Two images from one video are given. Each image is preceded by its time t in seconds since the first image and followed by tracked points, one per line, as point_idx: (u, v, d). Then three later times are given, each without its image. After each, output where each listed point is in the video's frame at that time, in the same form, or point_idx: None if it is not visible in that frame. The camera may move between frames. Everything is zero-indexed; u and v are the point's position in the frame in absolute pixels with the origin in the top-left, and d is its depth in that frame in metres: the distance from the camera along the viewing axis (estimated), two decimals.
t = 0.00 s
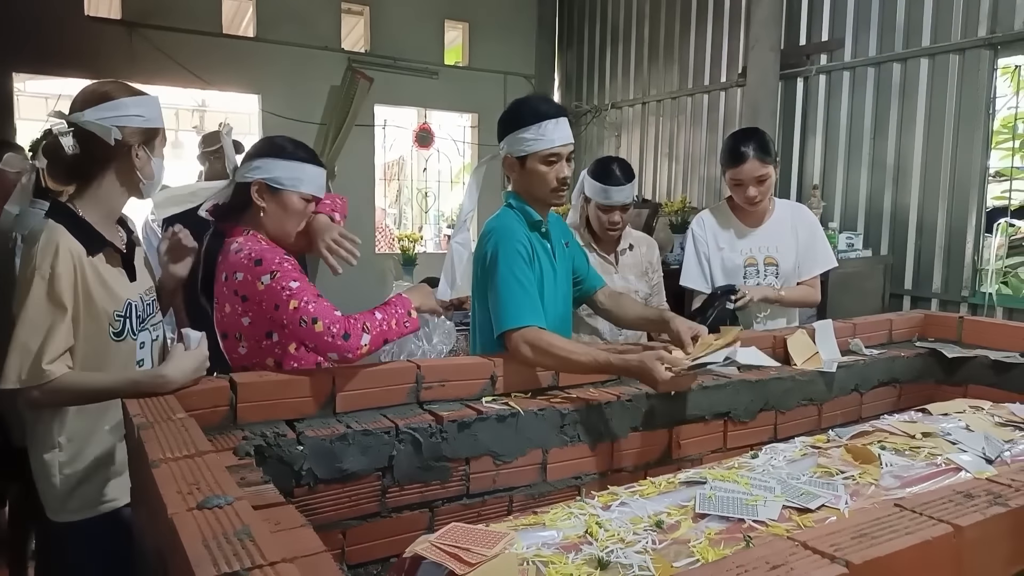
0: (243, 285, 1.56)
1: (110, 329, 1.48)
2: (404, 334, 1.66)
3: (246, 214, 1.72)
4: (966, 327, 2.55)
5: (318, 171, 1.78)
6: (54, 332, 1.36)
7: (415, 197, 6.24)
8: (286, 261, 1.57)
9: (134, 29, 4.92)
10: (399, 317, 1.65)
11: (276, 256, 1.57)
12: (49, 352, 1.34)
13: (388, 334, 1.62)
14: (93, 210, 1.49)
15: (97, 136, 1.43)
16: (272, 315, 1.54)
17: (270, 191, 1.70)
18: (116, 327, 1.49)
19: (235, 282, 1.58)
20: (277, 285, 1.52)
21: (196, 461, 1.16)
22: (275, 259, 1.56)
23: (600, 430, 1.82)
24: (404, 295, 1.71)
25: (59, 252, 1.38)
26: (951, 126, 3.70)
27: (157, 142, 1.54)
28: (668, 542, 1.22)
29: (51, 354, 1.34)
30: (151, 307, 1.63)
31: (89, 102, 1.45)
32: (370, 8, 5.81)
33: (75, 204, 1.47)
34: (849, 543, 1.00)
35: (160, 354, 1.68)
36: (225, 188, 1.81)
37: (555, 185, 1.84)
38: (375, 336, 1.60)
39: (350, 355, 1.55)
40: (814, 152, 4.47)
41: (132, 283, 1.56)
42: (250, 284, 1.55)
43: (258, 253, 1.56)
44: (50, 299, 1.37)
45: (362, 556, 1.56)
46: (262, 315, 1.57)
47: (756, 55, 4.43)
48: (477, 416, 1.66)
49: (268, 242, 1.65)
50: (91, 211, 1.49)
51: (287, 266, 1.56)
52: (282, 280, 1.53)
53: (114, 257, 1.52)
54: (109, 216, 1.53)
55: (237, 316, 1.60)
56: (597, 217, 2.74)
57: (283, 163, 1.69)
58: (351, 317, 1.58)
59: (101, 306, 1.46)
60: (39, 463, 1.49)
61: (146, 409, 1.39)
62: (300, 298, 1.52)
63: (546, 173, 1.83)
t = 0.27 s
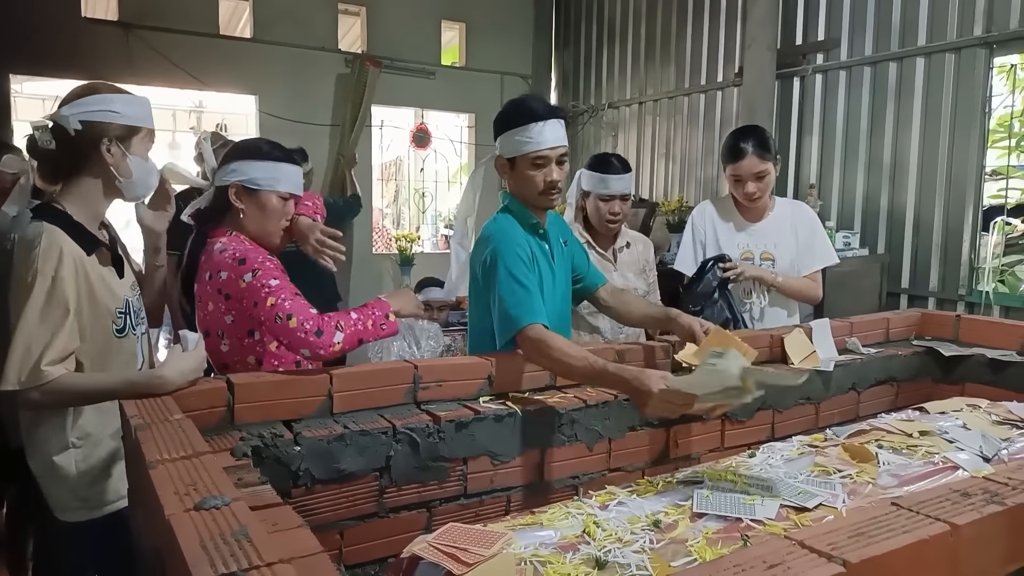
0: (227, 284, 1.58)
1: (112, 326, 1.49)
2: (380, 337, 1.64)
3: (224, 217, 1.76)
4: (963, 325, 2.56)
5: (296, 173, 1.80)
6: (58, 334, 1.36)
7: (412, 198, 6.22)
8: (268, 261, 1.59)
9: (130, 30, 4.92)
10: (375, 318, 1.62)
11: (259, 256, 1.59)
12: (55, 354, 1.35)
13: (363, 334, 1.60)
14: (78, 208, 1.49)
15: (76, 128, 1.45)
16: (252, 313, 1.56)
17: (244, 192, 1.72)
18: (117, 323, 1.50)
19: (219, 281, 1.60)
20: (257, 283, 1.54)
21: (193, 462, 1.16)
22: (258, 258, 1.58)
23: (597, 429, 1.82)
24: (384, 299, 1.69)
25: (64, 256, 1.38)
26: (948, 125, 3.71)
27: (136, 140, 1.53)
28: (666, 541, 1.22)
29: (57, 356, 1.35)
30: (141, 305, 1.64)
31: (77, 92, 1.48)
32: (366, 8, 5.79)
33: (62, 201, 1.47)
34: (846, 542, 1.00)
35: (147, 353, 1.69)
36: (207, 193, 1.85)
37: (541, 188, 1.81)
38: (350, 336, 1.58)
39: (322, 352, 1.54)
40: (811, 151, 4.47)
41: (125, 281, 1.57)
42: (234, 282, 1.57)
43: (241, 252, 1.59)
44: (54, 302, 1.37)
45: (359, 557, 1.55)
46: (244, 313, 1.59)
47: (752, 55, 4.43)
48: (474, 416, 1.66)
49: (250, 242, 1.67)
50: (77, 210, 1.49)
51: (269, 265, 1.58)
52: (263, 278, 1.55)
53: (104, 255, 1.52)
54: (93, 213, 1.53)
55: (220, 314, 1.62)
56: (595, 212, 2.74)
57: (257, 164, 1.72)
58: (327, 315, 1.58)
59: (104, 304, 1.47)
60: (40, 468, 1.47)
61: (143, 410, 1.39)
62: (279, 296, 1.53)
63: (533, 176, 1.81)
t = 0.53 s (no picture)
0: (199, 278, 1.61)
1: (102, 326, 1.49)
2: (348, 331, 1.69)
3: (204, 216, 1.78)
4: (959, 325, 2.57)
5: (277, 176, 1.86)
6: (48, 338, 1.34)
7: (409, 200, 6.14)
8: (243, 259, 1.64)
9: (126, 33, 4.91)
10: (344, 314, 1.66)
11: (234, 254, 1.63)
12: (48, 358, 1.33)
13: (332, 329, 1.65)
14: (59, 209, 1.47)
15: (58, 126, 1.45)
16: (222, 309, 1.60)
17: (230, 196, 1.78)
18: (107, 325, 1.51)
19: (190, 274, 1.63)
20: (231, 280, 1.59)
21: (190, 464, 1.16)
22: (233, 256, 1.62)
23: (595, 430, 1.83)
24: (356, 294, 1.72)
25: (49, 256, 1.37)
26: (943, 125, 3.72)
27: (112, 139, 1.49)
28: (663, 542, 1.22)
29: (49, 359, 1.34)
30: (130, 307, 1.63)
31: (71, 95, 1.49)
32: (362, 11, 5.79)
33: (43, 202, 1.45)
34: (842, 541, 1.00)
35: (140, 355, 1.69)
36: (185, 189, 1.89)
37: (540, 190, 1.78)
38: (318, 331, 1.64)
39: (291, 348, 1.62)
40: (806, 152, 4.48)
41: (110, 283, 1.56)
42: (206, 277, 1.61)
43: (216, 249, 1.63)
44: (41, 304, 1.36)
45: (357, 559, 1.55)
46: (214, 308, 1.63)
47: (748, 56, 4.43)
48: (472, 418, 1.66)
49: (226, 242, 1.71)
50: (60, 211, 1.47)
51: (244, 263, 1.62)
52: (236, 275, 1.59)
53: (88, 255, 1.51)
54: (76, 218, 1.51)
55: (189, 308, 1.65)
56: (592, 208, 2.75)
57: (243, 169, 1.77)
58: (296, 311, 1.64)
59: (91, 305, 1.46)
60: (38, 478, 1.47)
61: (140, 413, 1.38)
62: (250, 293, 1.58)
63: (532, 179, 1.79)
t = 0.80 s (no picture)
0: (177, 282, 1.60)
1: (95, 328, 1.48)
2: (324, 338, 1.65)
3: (190, 218, 1.76)
4: (958, 325, 2.57)
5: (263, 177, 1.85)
6: (42, 339, 1.33)
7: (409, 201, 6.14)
8: (221, 265, 1.60)
9: (124, 35, 4.91)
10: (319, 322, 1.63)
11: (213, 259, 1.60)
12: (41, 358, 1.32)
13: (307, 337, 1.61)
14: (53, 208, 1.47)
15: (57, 126, 1.46)
16: (198, 315, 1.59)
17: (221, 198, 1.77)
18: (98, 326, 1.49)
19: (169, 278, 1.62)
20: (206, 286, 1.56)
21: (190, 465, 1.15)
22: (211, 261, 1.59)
23: (594, 430, 1.83)
24: (331, 301, 1.69)
25: (35, 253, 1.35)
26: (942, 124, 3.72)
27: (106, 142, 1.47)
28: (662, 542, 1.22)
29: (42, 359, 1.32)
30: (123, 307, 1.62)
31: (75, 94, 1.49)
32: (361, 12, 5.79)
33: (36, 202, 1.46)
34: (841, 541, 1.00)
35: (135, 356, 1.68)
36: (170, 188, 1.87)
37: (549, 195, 1.75)
38: (291, 341, 1.59)
39: (262, 359, 1.55)
40: (806, 151, 4.48)
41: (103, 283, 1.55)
42: (183, 281, 1.59)
43: (194, 253, 1.60)
44: (31, 303, 1.34)
45: (356, 560, 1.55)
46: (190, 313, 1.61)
47: (747, 56, 4.43)
48: (472, 418, 1.66)
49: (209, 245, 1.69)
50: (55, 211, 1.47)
51: (221, 269, 1.59)
52: (212, 282, 1.56)
53: (82, 255, 1.51)
54: (68, 218, 1.51)
55: (167, 311, 1.65)
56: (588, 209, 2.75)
57: (234, 171, 1.77)
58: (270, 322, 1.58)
59: (83, 305, 1.44)
60: (34, 487, 1.48)
61: (140, 414, 1.38)
62: (225, 301, 1.54)
63: (541, 183, 1.75)
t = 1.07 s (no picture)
0: (166, 284, 1.60)
1: (100, 326, 1.48)
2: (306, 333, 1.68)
3: (187, 216, 1.76)
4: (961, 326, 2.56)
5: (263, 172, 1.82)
6: (45, 338, 1.33)
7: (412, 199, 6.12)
8: (209, 266, 1.60)
9: (127, 33, 4.91)
10: (301, 316, 1.67)
11: (201, 261, 1.59)
12: (44, 358, 1.32)
13: (285, 336, 1.64)
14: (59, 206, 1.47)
15: (64, 125, 1.46)
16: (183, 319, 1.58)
17: (210, 193, 1.76)
18: (104, 324, 1.49)
19: (161, 279, 1.62)
20: (190, 290, 1.56)
21: (192, 463, 1.15)
22: (198, 263, 1.59)
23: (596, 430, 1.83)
24: (314, 292, 1.73)
25: (41, 251, 1.34)
26: (947, 123, 3.71)
27: (116, 141, 1.48)
28: (664, 542, 1.22)
29: (45, 358, 1.33)
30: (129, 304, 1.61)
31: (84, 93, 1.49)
32: (364, 10, 5.79)
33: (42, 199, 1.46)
34: (845, 542, 1.00)
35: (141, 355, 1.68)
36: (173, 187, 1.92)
37: (558, 197, 1.74)
38: (268, 342, 1.61)
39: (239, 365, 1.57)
40: (809, 151, 4.48)
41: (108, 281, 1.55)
42: (171, 283, 1.59)
43: (184, 253, 1.60)
44: (34, 300, 1.34)
45: (358, 559, 1.55)
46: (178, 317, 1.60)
47: (750, 55, 4.42)
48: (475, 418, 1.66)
49: (207, 245, 1.68)
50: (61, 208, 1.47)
51: (207, 271, 1.58)
52: (195, 286, 1.56)
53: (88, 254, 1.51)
54: (75, 217, 1.51)
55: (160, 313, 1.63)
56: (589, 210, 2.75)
57: (223, 164, 1.75)
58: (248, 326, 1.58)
59: (87, 304, 1.44)
60: (39, 494, 1.48)
61: (143, 412, 1.38)
62: (206, 305, 1.54)
63: (551, 186, 1.73)
